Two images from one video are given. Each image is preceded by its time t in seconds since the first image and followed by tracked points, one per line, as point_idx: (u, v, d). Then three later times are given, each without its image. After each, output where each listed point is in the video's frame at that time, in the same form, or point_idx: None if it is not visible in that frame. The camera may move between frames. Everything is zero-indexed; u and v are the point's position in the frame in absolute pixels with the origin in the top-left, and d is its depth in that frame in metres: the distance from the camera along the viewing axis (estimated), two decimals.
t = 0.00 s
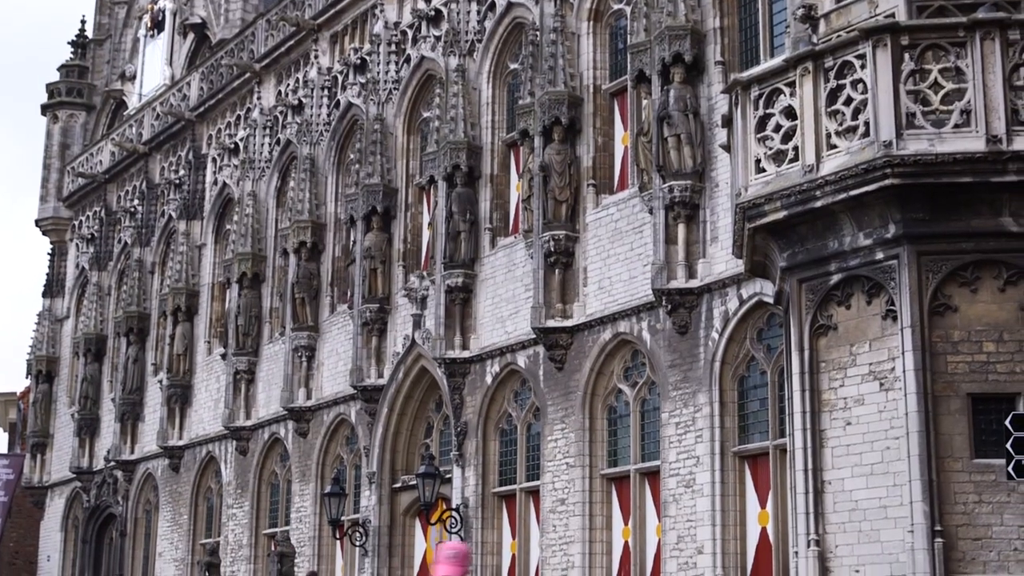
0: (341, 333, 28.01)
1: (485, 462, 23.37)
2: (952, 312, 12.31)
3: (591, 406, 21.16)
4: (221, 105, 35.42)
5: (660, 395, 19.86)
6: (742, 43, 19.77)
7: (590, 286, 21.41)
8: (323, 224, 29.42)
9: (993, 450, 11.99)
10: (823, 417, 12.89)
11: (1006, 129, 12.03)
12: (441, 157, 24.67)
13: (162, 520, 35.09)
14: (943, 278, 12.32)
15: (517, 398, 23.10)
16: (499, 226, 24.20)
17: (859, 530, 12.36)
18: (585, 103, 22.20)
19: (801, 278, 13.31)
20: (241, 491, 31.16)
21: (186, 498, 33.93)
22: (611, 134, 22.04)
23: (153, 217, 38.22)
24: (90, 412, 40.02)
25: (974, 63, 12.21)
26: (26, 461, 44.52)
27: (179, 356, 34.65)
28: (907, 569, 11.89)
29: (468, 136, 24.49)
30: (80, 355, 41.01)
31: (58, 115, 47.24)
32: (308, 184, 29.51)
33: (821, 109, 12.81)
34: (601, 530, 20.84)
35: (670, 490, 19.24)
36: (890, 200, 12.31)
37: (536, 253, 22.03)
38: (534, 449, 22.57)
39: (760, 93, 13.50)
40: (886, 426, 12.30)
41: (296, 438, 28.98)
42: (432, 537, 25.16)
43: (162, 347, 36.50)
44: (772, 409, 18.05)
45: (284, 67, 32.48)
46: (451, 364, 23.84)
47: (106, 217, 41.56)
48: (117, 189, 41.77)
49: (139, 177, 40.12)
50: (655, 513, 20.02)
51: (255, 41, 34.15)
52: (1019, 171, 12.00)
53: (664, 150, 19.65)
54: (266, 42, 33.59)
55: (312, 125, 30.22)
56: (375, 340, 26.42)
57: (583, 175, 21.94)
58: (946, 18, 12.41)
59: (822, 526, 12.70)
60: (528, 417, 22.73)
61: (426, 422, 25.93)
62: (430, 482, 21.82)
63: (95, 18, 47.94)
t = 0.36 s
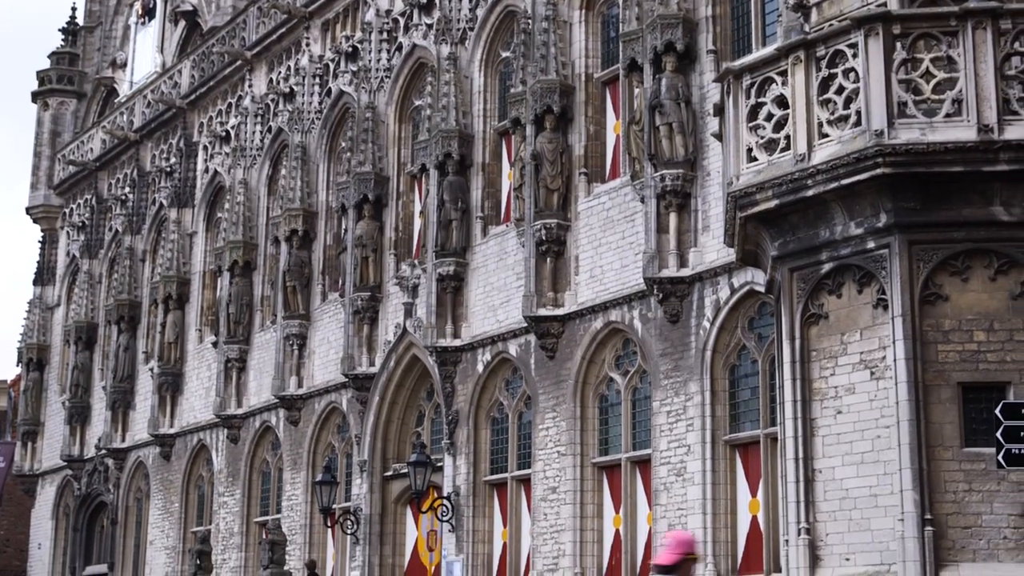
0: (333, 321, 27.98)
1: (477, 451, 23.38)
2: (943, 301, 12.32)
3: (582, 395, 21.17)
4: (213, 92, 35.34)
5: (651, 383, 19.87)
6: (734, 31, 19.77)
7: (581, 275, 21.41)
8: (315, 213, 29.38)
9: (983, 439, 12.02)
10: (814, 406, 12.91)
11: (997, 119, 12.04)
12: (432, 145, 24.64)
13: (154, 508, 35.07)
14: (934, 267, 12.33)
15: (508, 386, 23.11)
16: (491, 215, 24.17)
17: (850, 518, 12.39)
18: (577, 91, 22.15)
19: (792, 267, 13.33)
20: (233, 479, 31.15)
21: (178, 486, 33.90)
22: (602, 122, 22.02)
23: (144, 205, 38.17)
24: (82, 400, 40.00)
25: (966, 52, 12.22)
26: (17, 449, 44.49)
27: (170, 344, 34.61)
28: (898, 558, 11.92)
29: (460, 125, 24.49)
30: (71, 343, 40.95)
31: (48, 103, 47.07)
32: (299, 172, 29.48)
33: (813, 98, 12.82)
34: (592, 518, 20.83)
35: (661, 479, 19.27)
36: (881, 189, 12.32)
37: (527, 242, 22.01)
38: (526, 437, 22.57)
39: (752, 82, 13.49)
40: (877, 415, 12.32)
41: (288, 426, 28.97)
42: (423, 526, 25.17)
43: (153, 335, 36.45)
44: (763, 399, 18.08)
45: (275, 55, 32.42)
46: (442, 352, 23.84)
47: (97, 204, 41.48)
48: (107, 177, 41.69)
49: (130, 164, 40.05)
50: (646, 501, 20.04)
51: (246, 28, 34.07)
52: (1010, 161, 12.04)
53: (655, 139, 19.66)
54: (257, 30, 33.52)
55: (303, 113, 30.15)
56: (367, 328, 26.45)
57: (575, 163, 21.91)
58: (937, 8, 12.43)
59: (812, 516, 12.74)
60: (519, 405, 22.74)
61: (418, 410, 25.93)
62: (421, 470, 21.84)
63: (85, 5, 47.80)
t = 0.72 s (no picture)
0: (322, 308, 27.98)
1: (466, 438, 23.39)
2: (931, 289, 12.56)
3: (571, 382, 21.19)
4: (201, 79, 35.26)
5: (640, 370, 19.90)
6: (724, 19, 19.67)
7: (571, 263, 21.41)
8: (304, 199, 29.36)
9: (971, 427, 12.28)
10: (803, 393, 13.16)
11: (986, 107, 12.30)
12: (422, 132, 24.64)
13: (142, 495, 35.05)
14: (922, 256, 12.58)
15: (497, 373, 23.12)
16: (480, 202, 24.15)
17: (838, 505, 12.64)
18: (567, 79, 22.13)
19: (781, 255, 13.53)
20: (221, 466, 31.14)
21: (166, 474, 33.88)
22: (592, 110, 22.00)
23: (132, 192, 38.11)
24: (70, 387, 39.95)
25: (955, 40, 12.48)
26: (6, 436, 44.42)
27: (159, 332, 34.57)
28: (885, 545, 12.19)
29: (450, 112, 24.49)
30: (60, 330, 40.87)
31: (36, 89, 46.85)
32: (288, 159, 29.44)
33: (803, 86, 13.02)
34: (581, 506, 20.86)
35: (650, 466, 19.31)
36: (870, 177, 12.54)
37: (517, 230, 22.02)
38: (515, 424, 22.60)
39: (742, 70, 13.67)
40: (865, 403, 12.54)
41: (276, 413, 28.97)
42: (412, 513, 25.20)
43: (142, 323, 36.40)
44: (753, 386, 18.12)
45: (264, 42, 32.36)
46: (431, 340, 23.83)
47: (85, 191, 41.40)
48: (96, 163, 41.61)
49: (119, 151, 39.96)
50: (635, 489, 20.08)
51: (235, 15, 33.97)
52: (998, 149, 12.29)
53: (645, 127, 19.64)
54: (246, 16, 33.39)
55: (293, 100, 30.11)
56: (356, 316, 26.47)
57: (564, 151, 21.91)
58: None
59: (800, 503, 13.00)
60: (508, 392, 22.75)
61: (407, 398, 25.95)
62: (410, 458, 21.85)
63: None
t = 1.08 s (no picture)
0: (311, 293, 27.95)
1: (455, 423, 23.39)
2: (920, 275, 13.36)
3: (560, 367, 21.20)
4: (190, 63, 35.15)
5: (629, 356, 19.92)
6: (714, 4, 19.65)
7: (560, 248, 21.40)
8: (293, 184, 29.32)
9: (959, 412, 13.09)
10: (792, 378, 13.98)
11: (974, 93, 13.02)
12: (411, 117, 24.60)
13: (131, 480, 35.02)
14: (910, 241, 13.36)
15: (486, 358, 23.14)
16: (470, 187, 24.14)
17: (826, 490, 13.47)
18: (557, 64, 22.11)
19: (771, 241, 14.32)
20: (210, 451, 31.12)
21: (155, 458, 33.87)
22: (582, 95, 21.98)
23: (121, 176, 38.03)
24: (58, 371, 39.91)
25: (945, 26, 13.20)
26: None
27: (148, 316, 34.51)
28: (873, 530, 13.03)
29: (439, 96, 24.44)
30: (48, 315, 40.77)
31: (24, 73, 46.68)
32: (277, 144, 29.38)
33: (792, 71, 13.76)
34: (569, 491, 20.88)
35: (638, 451, 19.34)
36: (860, 161, 13.28)
37: (506, 215, 22.00)
38: (504, 409, 22.62)
39: (731, 55, 14.41)
40: (853, 388, 13.38)
41: (265, 398, 28.96)
42: (401, 498, 25.19)
43: (130, 307, 36.32)
44: (742, 371, 18.15)
45: (253, 26, 32.28)
46: (420, 325, 23.83)
47: (74, 175, 41.29)
48: (84, 147, 41.49)
49: (107, 135, 39.85)
50: (623, 474, 20.12)
51: None
52: (986, 135, 13.00)
53: (635, 112, 19.63)
54: None
55: (282, 84, 30.04)
56: (345, 301, 26.39)
57: (554, 136, 21.89)
58: None
59: (789, 488, 13.84)
60: (497, 377, 22.77)
61: (395, 382, 25.93)
62: (399, 443, 21.86)
63: None
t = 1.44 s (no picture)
0: (301, 276, 27.92)
1: (446, 406, 23.40)
2: (910, 259, 13.49)
3: (551, 350, 21.22)
4: (180, 45, 35.04)
5: (620, 339, 19.95)
6: None
7: (550, 231, 21.41)
8: (283, 166, 29.26)
9: (948, 395, 13.25)
10: (782, 361, 14.21)
11: (965, 77, 13.10)
12: (402, 100, 24.53)
13: (122, 462, 35.01)
14: (901, 225, 13.49)
15: (477, 341, 23.14)
16: (461, 169, 24.12)
17: (816, 473, 13.69)
18: (548, 47, 22.03)
19: (762, 224, 14.56)
20: (201, 433, 31.12)
21: (146, 441, 33.86)
22: (573, 78, 21.97)
23: (111, 158, 37.95)
24: (48, 353, 39.87)
25: (936, 10, 13.31)
26: None
27: (138, 299, 34.47)
28: (862, 512, 13.21)
29: (430, 79, 24.37)
30: (38, 297, 40.68)
31: (13, 55, 46.49)
32: (268, 126, 29.30)
33: (784, 55, 13.92)
34: (561, 473, 20.92)
35: (629, 434, 19.37)
36: (850, 146, 13.42)
37: (497, 197, 22.03)
38: (495, 392, 22.64)
39: (723, 39, 14.58)
40: (843, 371, 13.57)
41: (256, 380, 28.95)
42: (392, 480, 25.19)
43: (121, 290, 36.26)
44: (732, 354, 18.19)
45: (243, 8, 32.15)
46: (411, 308, 23.82)
47: (63, 157, 41.19)
48: (74, 130, 41.38)
49: (97, 117, 39.74)
50: (614, 456, 20.15)
51: None
52: (978, 119, 13.06)
53: (626, 95, 19.60)
54: None
55: (272, 67, 29.97)
56: (336, 284, 26.39)
57: (545, 119, 21.86)
58: None
59: (779, 471, 14.07)
60: (488, 360, 22.78)
61: (387, 365, 25.93)
62: (390, 425, 21.87)
63: None
